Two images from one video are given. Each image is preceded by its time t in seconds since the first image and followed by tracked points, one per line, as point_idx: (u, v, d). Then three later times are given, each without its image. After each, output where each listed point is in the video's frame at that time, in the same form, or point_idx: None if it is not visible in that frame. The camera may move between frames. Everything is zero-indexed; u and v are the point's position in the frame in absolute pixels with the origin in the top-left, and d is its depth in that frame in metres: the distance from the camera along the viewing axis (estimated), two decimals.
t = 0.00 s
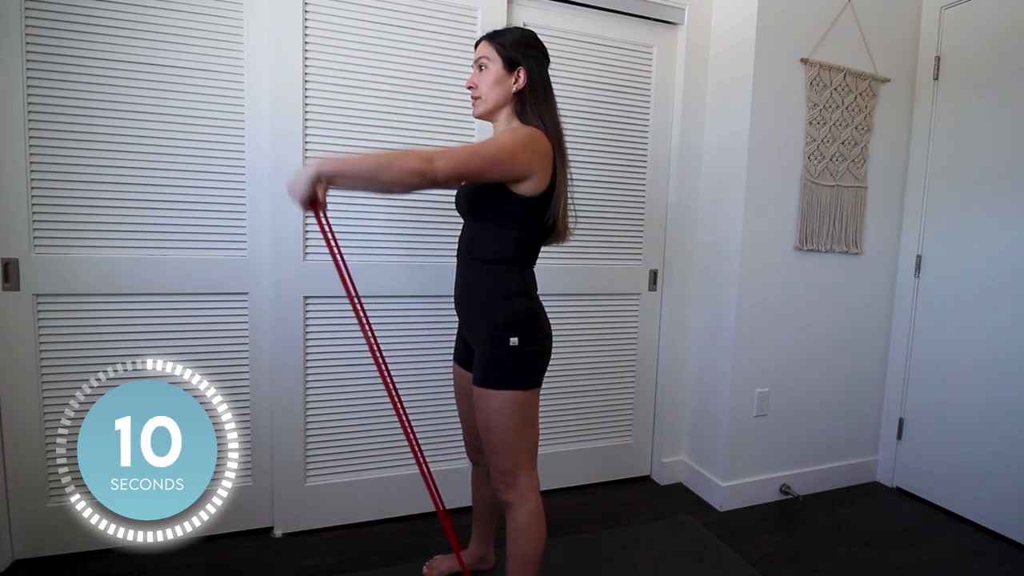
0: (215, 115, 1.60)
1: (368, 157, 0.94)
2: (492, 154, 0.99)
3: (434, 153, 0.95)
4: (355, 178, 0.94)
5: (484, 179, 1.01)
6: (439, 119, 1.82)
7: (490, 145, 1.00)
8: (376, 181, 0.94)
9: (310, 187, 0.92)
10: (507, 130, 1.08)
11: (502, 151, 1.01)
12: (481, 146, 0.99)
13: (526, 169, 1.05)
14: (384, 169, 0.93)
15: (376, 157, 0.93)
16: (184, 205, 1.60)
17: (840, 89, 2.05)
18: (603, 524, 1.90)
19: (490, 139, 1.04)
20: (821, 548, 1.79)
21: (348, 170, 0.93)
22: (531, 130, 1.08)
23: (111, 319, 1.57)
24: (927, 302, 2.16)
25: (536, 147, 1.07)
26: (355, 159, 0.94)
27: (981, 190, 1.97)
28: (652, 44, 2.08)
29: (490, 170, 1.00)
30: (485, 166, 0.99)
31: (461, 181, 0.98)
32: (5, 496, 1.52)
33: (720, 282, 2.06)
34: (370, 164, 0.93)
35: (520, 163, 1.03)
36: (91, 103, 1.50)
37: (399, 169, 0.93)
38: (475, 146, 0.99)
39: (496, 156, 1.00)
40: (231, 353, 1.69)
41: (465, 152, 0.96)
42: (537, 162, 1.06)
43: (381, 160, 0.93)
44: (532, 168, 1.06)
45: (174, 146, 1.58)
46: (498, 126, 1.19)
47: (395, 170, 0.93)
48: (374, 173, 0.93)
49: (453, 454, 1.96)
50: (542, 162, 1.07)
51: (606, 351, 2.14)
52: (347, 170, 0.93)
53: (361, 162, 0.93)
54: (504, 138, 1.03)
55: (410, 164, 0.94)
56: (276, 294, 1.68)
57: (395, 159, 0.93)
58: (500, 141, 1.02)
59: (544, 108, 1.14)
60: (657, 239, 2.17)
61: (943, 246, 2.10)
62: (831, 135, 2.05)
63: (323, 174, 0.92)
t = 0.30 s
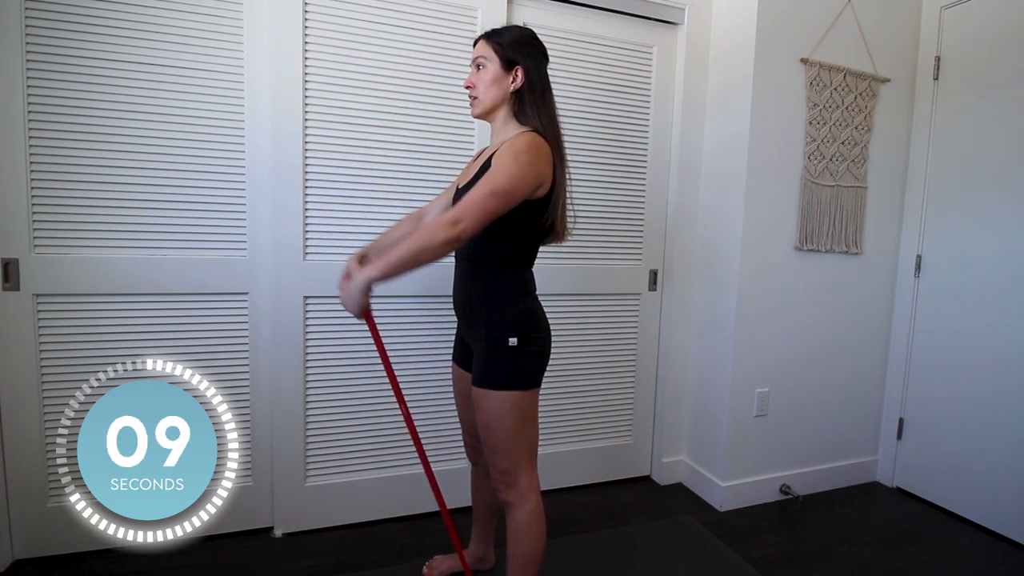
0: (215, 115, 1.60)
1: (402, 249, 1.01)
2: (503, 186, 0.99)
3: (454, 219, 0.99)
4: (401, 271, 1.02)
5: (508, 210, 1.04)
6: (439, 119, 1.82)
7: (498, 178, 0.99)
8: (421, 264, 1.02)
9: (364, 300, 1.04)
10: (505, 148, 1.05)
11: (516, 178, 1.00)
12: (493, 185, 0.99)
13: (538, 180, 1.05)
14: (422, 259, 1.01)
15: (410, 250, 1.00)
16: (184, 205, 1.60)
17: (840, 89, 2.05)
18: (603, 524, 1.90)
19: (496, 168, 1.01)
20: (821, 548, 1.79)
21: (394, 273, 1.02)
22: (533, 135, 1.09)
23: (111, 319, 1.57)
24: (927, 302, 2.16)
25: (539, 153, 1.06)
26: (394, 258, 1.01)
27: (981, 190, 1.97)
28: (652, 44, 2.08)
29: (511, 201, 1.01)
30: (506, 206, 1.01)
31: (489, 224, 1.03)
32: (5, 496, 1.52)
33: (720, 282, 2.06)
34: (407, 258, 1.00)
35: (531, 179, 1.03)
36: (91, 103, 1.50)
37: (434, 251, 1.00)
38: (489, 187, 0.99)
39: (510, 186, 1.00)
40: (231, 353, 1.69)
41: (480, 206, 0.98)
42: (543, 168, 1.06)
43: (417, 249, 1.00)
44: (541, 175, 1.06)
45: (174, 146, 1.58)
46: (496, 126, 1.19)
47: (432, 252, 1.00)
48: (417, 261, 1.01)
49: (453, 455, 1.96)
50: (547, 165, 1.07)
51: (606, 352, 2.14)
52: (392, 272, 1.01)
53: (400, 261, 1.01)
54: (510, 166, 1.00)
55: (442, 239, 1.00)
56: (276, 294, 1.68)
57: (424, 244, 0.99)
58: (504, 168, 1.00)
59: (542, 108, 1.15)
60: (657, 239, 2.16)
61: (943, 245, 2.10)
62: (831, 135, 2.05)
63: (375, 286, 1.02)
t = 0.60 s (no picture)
0: (215, 115, 1.60)
1: (433, 284, 1.01)
2: (511, 201, 1.01)
3: (472, 244, 1.00)
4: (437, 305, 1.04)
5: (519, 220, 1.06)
6: (439, 119, 1.82)
7: (504, 193, 1.01)
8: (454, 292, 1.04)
9: (408, 342, 1.05)
10: (506, 155, 1.06)
11: (523, 190, 1.02)
12: (501, 200, 1.01)
13: (542, 182, 1.06)
14: (453, 288, 1.02)
15: (441, 284, 1.01)
16: (184, 205, 1.60)
17: (840, 89, 2.05)
18: (603, 524, 1.90)
19: (501, 182, 1.02)
20: (821, 548, 1.79)
21: (432, 309, 1.03)
22: (533, 137, 1.09)
23: (111, 319, 1.57)
24: (927, 302, 2.16)
25: (539, 156, 1.07)
26: (428, 295, 1.02)
27: (981, 190, 1.97)
28: (652, 44, 2.08)
29: (520, 213, 1.03)
30: (518, 218, 1.03)
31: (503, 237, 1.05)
32: (5, 496, 1.52)
33: (720, 282, 2.06)
34: (439, 292, 1.02)
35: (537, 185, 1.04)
36: (91, 103, 1.50)
37: (462, 278, 1.02)
38: (499, 204, 1.01)
39: (518, 198, 1.01)
40: (231, 353, 1.69)
41: (494, 224, 1.00)
42: (546, 169, 1.07)
43: (449, 281, 1.01)
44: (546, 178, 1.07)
45: (174, 146, 1.58)
46: (492, 125, 1.19)
47: (463, 279, 1.02)
48: (450, 292, 1.03)
49: (453, 455, 1.96)
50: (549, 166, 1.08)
51: (606, 352, 2.14)
52: (429, 308, 1.03)
53: (434, 295, 1.01)
54: (515, 179, 1.02)
55: (468, 265, 1.01)
56: (276, 294, 1.68)
57: (451, 275, 1.01)
58: (508, 181, 1.02)
59: (539, 108, 1.15)
60: (657, 239, 2.16)
61: (942, 245, 2.10)
62: (831, 135, 2.05)
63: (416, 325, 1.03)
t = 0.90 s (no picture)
0: (215, 115, 1.60)
1: (455, 299, 1.03)
2: (514, 206, 1.02)
3: (484, 254, 1.02)
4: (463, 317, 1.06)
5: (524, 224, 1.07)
6: (439, 119, 1.82)
7: (507, 198, 1.02)
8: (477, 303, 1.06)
9: (439, 358, 1.07)
10: (505, 158, 1.06)
11: (525, 195, 1.03)
12: (506, 207, 1.01)
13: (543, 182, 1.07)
14: (475, 300, 1.04)
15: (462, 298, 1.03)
16: (184, 205, 1.60)
17: (840, 89, 2.04)
18: (603, 524, 1.90)
19: (502, 187, 1.03)
20: (821, 548, 1.79)
21: (456, 322, 1.05)
22: (532, 136, 1.10)
23: (111, 319, 1.57)
24: (927, 302, 2.16)
25: (538, 158, 1.07)
26: (452, 310, 1.03)
27: (981, 190, 1.97)
28: (652, 44, 2.08)
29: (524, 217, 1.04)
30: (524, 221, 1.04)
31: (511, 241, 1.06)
32: (5, 496, 1.52)
33: (720, 282, 2.06)
34: (461, 305, 1.03)
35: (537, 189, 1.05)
36: (91, 103, 1.50)
37: (482, 289, 1.04)
38: (504, 211, 1.02)
39: (521, 203, 1.02)
40: (231, 353, 1.69)
41: (502, 231, 1.01)
42: (546, 168, 1.08)
43: (471, 293, 1.03)
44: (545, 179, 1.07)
45: (174, 146, 1.58)
46: (490, 125, 1.19)
47: (483, 288, 1.04)
48: (472, 302, 1.04)
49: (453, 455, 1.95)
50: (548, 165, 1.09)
51: (606, 352, 2.14)
52: (456, 321, 1.05)
53: (457, 308, 1.03)
54: (517, 183, 1.02)
55: (484, 275, 1.03)
56: (276, 294, 1.68)
57: (470, 288, 1.03)
58: (510, 186, 1.02)
59: (536, 107, 1.15)
60: (657, 239, 2.16)
61: (943, 245, 2.10)
62: (831, 135, 2.05)
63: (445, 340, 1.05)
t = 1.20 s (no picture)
0: (215, 115, 1.60)
1: (460, 302, 1.04)
2: (515, 207, 1.02)
3: (486, 256, 1.02)
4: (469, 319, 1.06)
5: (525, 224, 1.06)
6: (439, 119, 1.82)
7: (507, 199, 1.02)
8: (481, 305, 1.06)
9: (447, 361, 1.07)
10: (505, 158, 1.06)
11: (526, 196, 1.02)
12: (506, 208, 1.01)
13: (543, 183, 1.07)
14: (479, 302, 1.04)
15: (466, 300, 1.03)
16: (184, 205, 1.60)
17: (840, 89, 2.05)
18: (603, 523, 1.91)
19: (502, 188, 1.03)
20: (821, 547, 1.79)
21: (462, 324, 1.05)
22: (531, 136, 1.10)
23: (111, 319, 1.57)
24: (926, 302, 2.16)
25: (538, 158, 1.07)
26: (457, 313, 1.04)
27: (980, 190, 1.97)
28: (652, 44, 2.08)
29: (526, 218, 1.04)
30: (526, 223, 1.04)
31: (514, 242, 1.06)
32: (5, 496, 1.53)
33: (720, 282, 2.06)
34: (466, 307, 1.03)
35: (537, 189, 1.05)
36: (91, 103, 1.50)
37: (486, 291, 1.04)
38: (505, 212, 1.02)
39: (521, 204, 1.02)
40: (231, 353, 1.69)
41: (503, 232, 1.01)
42: (545, 168, 1.08)
43: (475, 296, 1.03)
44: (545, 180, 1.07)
45: (174, 146, 1.58)
46: (489, 125, 1.19)
47: (487, 290, 1.03)
48: (477, 305, 1.04)
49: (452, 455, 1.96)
50: (548, 164, 1.09)
51: (606, 352, 2.14)
52: (461, 324, 1.05)
53: (462, 311, 1.04)
54: (517, 183, 1.02)
55: (487, 277, 1.03)
56: (276, 294, 1.68)
57: (473, 290, 1.03)
58: (511, 187, 1.02)
59: (536, 107, 1.14)
60: (657, 239, 2.16)
61: (942, 245, 2.10)
62: (831, 135, 2.05)
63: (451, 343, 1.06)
